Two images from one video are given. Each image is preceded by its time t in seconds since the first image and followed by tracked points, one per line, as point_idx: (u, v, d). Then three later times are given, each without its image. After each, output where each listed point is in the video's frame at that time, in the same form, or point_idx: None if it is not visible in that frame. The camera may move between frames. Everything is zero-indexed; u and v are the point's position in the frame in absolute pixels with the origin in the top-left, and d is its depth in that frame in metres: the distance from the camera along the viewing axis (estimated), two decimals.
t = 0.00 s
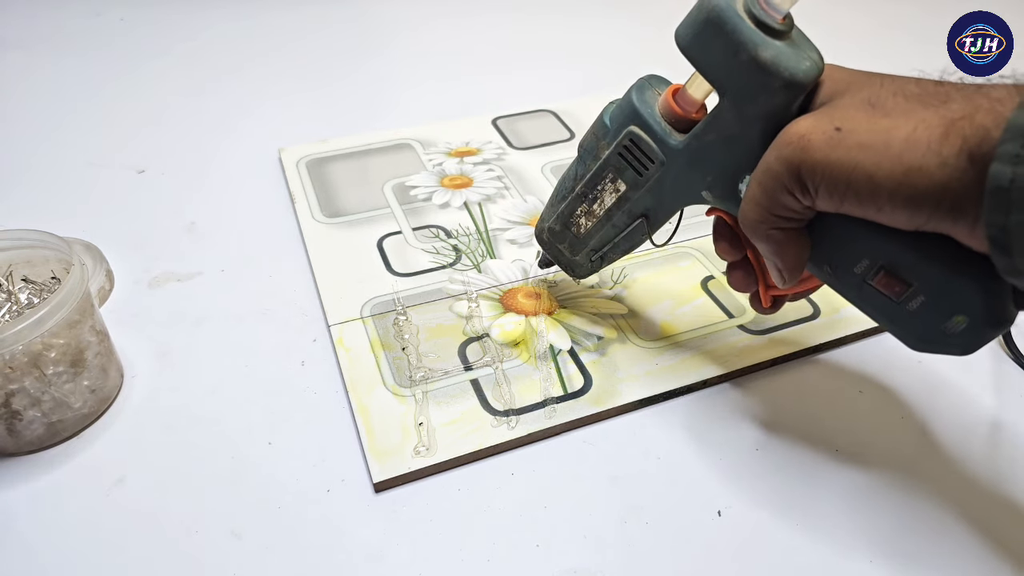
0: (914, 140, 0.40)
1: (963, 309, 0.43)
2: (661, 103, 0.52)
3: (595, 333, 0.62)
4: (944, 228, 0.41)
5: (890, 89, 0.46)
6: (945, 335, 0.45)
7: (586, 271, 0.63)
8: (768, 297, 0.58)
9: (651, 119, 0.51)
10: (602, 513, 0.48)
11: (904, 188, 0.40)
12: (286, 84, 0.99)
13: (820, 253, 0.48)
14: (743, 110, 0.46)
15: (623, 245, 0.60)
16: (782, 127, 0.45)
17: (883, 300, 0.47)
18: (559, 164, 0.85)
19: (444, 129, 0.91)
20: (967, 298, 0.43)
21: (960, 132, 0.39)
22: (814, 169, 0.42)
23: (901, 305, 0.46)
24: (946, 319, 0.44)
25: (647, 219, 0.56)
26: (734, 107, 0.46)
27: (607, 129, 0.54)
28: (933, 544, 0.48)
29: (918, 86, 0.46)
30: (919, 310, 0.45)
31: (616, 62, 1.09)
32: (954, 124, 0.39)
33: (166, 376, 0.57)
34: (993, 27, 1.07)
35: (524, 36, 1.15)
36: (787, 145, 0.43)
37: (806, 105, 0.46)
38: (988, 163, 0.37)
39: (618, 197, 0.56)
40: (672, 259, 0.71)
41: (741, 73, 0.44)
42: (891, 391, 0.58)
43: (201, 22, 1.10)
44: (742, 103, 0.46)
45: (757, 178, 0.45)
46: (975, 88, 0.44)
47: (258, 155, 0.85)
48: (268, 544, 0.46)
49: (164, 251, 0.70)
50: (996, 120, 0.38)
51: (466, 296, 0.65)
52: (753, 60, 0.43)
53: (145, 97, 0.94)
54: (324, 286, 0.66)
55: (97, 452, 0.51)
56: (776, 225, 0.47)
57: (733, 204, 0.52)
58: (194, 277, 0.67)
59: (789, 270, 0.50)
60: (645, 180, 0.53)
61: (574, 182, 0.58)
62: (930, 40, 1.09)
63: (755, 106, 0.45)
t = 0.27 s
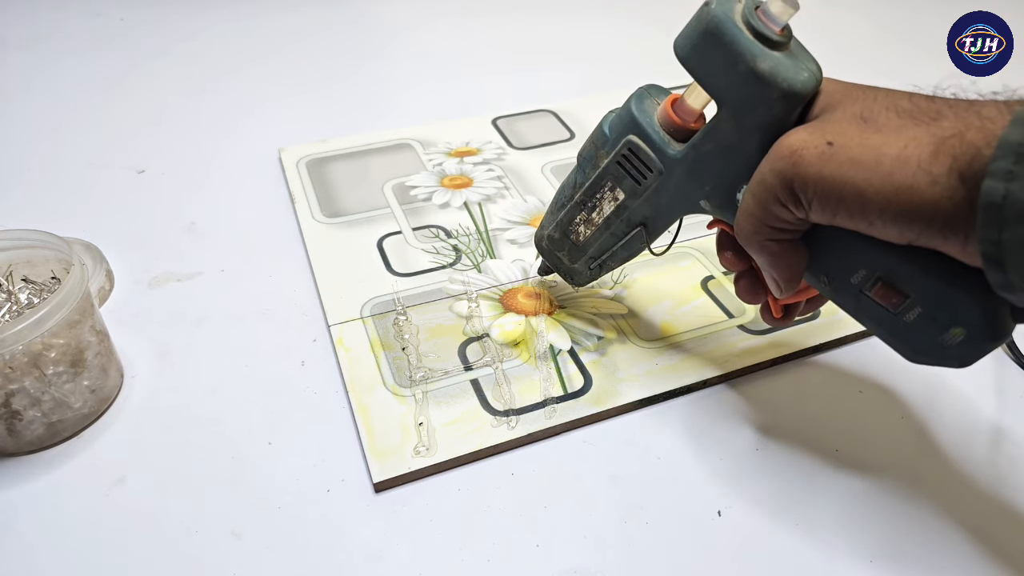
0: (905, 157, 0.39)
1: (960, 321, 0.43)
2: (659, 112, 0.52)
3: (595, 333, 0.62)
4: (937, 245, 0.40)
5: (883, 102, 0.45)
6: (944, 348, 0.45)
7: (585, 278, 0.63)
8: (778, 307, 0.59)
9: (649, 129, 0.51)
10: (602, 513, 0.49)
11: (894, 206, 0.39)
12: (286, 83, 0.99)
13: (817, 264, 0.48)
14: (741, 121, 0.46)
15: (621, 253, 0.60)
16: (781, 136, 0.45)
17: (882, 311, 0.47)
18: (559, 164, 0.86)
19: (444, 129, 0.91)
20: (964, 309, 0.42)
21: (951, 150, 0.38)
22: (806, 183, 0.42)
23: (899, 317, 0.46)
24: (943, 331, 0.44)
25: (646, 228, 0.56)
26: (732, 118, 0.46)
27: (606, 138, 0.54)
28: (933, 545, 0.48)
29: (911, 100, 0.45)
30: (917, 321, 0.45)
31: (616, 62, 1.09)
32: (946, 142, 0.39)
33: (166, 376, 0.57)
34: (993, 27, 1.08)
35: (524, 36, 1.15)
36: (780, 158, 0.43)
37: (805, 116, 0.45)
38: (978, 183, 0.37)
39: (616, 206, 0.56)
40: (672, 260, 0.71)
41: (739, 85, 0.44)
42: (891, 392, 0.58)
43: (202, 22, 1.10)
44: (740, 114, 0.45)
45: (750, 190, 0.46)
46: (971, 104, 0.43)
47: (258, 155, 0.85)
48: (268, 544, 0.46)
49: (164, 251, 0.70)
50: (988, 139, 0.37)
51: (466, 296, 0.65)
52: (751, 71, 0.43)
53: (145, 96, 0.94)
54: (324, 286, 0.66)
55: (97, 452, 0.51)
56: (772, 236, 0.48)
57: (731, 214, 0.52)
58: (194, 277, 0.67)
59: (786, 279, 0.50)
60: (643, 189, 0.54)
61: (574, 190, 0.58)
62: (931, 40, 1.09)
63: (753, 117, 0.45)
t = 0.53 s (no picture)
0: (902, 154, 0.39)
1: (961, 318, 0.43)
2: (660, 111, 0.52)
3: (595, 333, 0.62)
4: (935, 242, 0.40)
5: (880, 99, 0.45)
6: (945, 346, 0.45)
7: (587, 277, 0.63)
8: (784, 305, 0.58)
9: (650, 126, 0.51)
10: (602, 513, 0.49)
11: (892, 202, 0.39)
12: (286, 83, 0.99)
13: (816, 262, 0.48)
14: (741, 118, 0.46)
15: (622, 252, 0.60)
16: (778, 133, 0.45)
17: (881, 309, 0.46)
18: (559, 164, 0.85)
19: (444, 129, 0.91)
20: (965, 307, 0.42)
21: (948, 148, 0.38)
22: (803, 180, 0.42)
23: (899, 315, 0.46)
24: (944, 329, 0.44)
25: (647, 225, 0.56)
26: (732, 115, 0.46)
27: (606, 136, 0.54)
28: (932, 545, 0.48)
29: (909, 97, 0.45)
30: (917, 319, 0.45)
31: (616, 61, 1.09)
32: (943, 139, 0.39)
33: (166, 376, 0.57)
34: (993, 27, 1.07)
35: (524, 36, 1.15)
36: (778, 154, 0.43)
37: (806, 112, 0.45)
38: (977, 180, 0.37)
39: (617, 203, 0.56)
40: (672, 259, 0.71)
41: (739, 81, 0.44)
42: (891, 392, 0.58)
43: (202, 22, 1.10)
44: (740, 111, 0.45)
45: (748, 187, 0.46)
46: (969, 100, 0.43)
47: (258, 155, 0.85)
48: (268, 545, 0.46)
49: (164, 251, 0.70)
50: (985, 136, 0.37)
51: (466, 296, 0.65)
52: (751, 67, 0.43)
53: (145, 97, 0.94)
54: (324, 286, 0.66)
55: (97, 452, 0.51)
56: (771, 233, 0.48)
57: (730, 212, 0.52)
58: (194, 277, 0.67)
59: (785, 276, 0.50)
60: (644, 186, 0.54)
61: (574, 188, 0.58)
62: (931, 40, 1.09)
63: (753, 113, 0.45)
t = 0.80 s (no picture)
0: (889, 151, 0.39)
1: (951, 316, 0.42)
2: (653, 112, 0.52)
3: (595, 333, 0.62)
4: (923, 240, 0.41)
5: (870, 97, 0.44)
6: (937, 345, 0.44)
7: (582, 279, 0.63)
8: (782, 304, 0.58)
9: (643, 126, 0.51)
10: (602, 513, 0.49)
11: (879, 200, 0.39)
12: (286, 84, 0.99)
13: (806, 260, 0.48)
14: (732, 118, 0.46)
15: (616, 254, 0.59)
16: (767, 133, 0.45)
17: (873, 308, 0.46)
18: (558, 164, 0.86)
19: (444, 129, 0.91)
20: (955, 303, 0.42)
21: (935, 146, 0.38)
22: (792, 178, 0.42)
23: (890, 314, 0.45)
24: (935, 327, 0.43)
25: (641, 226, 0.56)
26: (723, 114, 0.46)
27: (600, 137, 0.54)
28: (932, 545, 0.48)
29: (897, 96, 0.45)
30: (908, 317, 0.44)
31: (616, 61, 1.09)
32: (929, 137, 0.39)
33: (166, 377, 0.57)
34: (993, 27, 1.07)
35: (524, 36, 1.15)
36: (767, 152, 0.43)
37: (796, 111, 0.45)
38: (963, 178, 0.37)
39: (611, 204, 0.56)
40: (672, 259, 0.71)
41: (729, 80, 0.44)
42: (891, 392, 0.58)
43: (202, 22, 1.10)
44: (731, 110, 0.46)
45: (739, 185, 0.46)
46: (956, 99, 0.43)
47: (258, 155, 0.85)
48: (268, 545, 0.46)
49: (164, 251, 0.70)
50: (971, 134, 0.37)
51: (466, 296, 0.65)
52: (741, 66, 0.43)
53: (145, 97, 0.94)
54: (324, 286, 0.66)
55: (97, 452, 0.51)
56: (762, 231, 0.48)
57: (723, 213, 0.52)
58: (194, 277, 0.67)
59: (778, 275, 0.50)
60: (637, 187, 0.53)
61: (569, 189, 0.58)
62: (932, 40, 1.09)
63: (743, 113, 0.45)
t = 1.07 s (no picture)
0: (894, 147, 0.39)
1: (959, 313, 0.42)
2: (658, 107, 0.52)
3: (595, 333, 0.62)
4: (930, 236, 0.40)
5: (876, 92, 0.44)
6: (944, 341, 0.44)
7: (586, 277, 0.63)
8: (791, 303, 0.58)
9: (648, 122, 0.51)
10: (602, 513, 0.49)
11: (884, 196, 0.39)
12: (286, 84, 0.99)
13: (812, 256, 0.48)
14: (737, 113, 0.46)
15: (621, 251, 0.59)
16: (772, 127, 0.45)
17: (879, 305, 0.46)
18: (558, 164, 0.85)
19: (444, 129, 0.91)
20: (964, 301, 0.42)
21: (941, 140, 0.38)
22: (797, 173, 0.42)
23: (896, 311, 0.45)
24: (943, 324, 0.44)
25: (645, 223, 0.56)
26: (728, 109, 0.46)
27: (605, 133, 0.54)
28: (932, 545, 0.48)
29: (904, 90, 0.43)
30: (915, 314, 0.45)
31: (616, 62, 1.09)
32: (936, 132, 0.38)
33: (166, 377, 0.57)
34: (993, 27, 1.07)
35: (524, 36, 1.15)
36: (772, 148, 0.43)
37: (802, 107, 0.45)
38: (970, 173, 0.36)
39: (615, 201, 0.56)
40: (672, 259, 0.71)
41: (734, 75, 0.44)
42: (891, 392, 0.58)
43: (202, 22, 1.10)
44: (735, 105, 0.46)
45: (744, 181, 0.46)
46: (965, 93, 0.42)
47: (258, 155, 0.85)
48: (268, 545, 0.46)
49: (164, 251, 0.70)
50: (979, 128, 0.37)
51: (466, 296, 0.65)
52: (746, 61, 0.43)
53: (145, 97, 0.94)
54: (324, 286, 0.66)
55: (97, 453, 0.51)
56: (768, 227, 0.48)
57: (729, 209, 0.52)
58: (194, 277, 0.67)
59: (783, 272, 0.50)
60: (642, 183, 0.53)
61: (573, 186, 0.58)
62: (932, 40, 1.09)
63: (748, 108, 0.45)
